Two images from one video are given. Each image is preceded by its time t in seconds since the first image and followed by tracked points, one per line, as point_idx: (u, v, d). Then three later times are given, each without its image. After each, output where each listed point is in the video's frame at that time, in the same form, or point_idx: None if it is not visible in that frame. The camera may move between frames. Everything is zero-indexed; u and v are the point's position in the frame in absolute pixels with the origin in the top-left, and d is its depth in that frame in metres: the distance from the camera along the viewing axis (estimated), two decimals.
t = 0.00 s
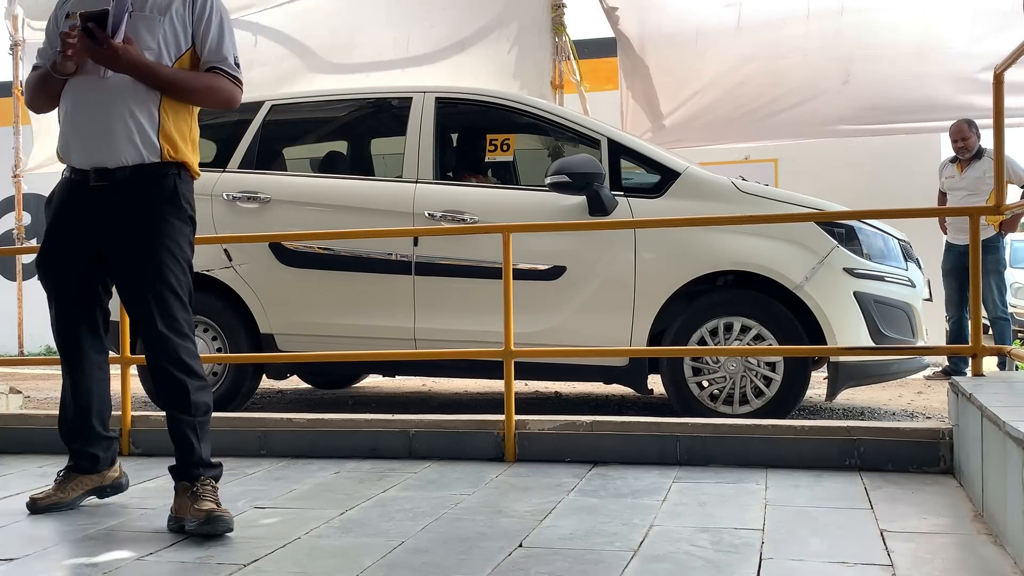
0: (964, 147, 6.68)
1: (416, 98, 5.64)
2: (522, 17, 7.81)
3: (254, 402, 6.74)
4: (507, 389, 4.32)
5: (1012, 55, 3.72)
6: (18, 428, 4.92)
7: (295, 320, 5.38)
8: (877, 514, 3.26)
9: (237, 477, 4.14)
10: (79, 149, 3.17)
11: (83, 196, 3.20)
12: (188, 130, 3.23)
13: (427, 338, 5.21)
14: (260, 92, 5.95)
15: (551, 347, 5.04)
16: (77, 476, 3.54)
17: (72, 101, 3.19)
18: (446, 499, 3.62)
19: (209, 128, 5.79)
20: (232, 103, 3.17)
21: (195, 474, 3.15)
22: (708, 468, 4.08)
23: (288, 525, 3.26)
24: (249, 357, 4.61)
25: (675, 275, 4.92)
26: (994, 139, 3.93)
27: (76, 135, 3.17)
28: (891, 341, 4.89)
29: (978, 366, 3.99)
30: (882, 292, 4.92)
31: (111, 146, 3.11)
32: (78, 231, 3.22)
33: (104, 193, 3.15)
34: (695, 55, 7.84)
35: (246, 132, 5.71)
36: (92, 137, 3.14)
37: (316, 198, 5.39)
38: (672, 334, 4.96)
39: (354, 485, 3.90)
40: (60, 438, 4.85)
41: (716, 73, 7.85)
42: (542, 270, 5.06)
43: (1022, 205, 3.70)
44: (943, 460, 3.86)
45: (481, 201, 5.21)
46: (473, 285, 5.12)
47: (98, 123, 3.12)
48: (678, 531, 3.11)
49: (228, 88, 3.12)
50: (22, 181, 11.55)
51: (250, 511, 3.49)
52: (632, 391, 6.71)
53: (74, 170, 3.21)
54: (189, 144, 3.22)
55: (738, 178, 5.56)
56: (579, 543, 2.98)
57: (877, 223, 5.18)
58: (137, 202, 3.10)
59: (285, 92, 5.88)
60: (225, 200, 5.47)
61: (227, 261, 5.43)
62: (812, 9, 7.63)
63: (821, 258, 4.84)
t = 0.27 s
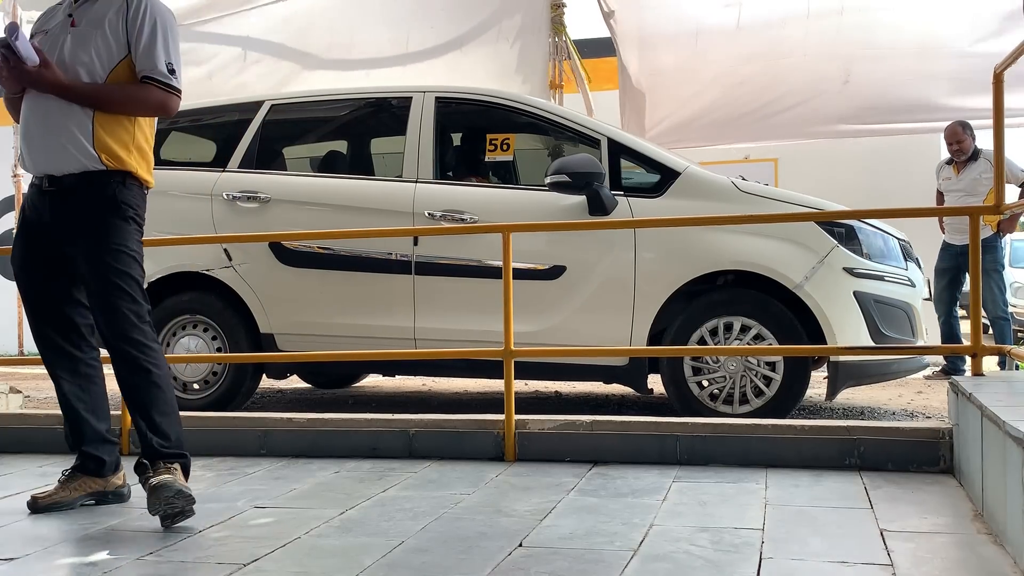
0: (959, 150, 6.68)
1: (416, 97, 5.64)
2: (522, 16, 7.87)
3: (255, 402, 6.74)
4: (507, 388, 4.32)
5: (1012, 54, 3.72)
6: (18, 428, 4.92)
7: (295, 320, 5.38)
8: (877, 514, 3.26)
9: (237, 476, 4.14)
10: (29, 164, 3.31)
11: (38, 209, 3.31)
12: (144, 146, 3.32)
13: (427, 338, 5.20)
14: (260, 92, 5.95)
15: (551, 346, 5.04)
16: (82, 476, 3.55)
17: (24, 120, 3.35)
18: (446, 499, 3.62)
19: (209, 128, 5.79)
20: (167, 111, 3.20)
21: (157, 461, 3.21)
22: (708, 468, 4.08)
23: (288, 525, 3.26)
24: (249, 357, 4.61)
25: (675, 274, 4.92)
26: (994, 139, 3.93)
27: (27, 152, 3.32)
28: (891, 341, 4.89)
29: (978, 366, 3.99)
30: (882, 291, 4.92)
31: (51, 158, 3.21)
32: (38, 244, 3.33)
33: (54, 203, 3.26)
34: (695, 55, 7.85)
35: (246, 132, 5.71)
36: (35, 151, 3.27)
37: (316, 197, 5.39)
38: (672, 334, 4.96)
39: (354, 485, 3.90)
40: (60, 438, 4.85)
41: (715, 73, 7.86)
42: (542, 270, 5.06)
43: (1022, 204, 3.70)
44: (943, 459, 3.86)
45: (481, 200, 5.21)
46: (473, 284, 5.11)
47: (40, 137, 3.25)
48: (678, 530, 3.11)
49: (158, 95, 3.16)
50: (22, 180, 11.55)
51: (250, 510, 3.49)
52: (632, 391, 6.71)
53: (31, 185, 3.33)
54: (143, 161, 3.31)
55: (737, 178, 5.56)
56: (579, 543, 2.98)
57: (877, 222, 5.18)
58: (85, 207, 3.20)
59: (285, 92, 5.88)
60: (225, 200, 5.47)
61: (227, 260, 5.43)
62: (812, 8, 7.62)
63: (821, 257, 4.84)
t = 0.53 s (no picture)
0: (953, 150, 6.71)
1: (416, 96, 5.64)
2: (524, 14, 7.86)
3: (255, 402, 6.73)
4: (507, 388, 4.33)
5: (1013, 54, 3.72)
6: (18, 428, 4.92)
7: (295, 319, 5.38)
8: (877, 513, 3.26)
9: (237, 476, 4.14)
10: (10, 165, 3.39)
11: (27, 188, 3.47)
12: (119, 141, 3.38)
13: (427, 337, 5.20)
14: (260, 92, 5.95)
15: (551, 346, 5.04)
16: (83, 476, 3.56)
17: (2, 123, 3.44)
18: (446, 498, 3.62)
19: (209, 128, 5.79)
20: (124, 96, 3.25)
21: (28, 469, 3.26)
22: (708, 467, 4.08)
23: (288, 524, 3.26)
24: (249, 356, 4.61)
25: (675, 274, 4.92)
26: (994, 138, 3.93)
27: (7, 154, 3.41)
28: (891, 340, 4.90)
29: (978, 365, 3.99)
30: (882, 291, 4.92)
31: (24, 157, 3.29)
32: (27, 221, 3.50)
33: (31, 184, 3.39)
34: (695, 55, 7.86)
35: (246, 132, 5.71)
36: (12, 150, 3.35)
37: (316, 196, 5.40)
38: (672, 333, 4.96)
39: (354, 484, 3.90)
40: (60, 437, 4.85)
41: (716, 72, 7.86)
42: (542, 269, 5.05)
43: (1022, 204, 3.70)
44: (943, 458, 3.86)
45: (481, 200, 5.21)
46: (473, 284, 5.11)
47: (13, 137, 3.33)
48: (678, 530, 3.11)
49: (113, 83, 3.21)
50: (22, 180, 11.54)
51: (250, 510, 3.49)
52: (632, 391, 6.72)
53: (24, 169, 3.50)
54: (118, 154, 3.36)
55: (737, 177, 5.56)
56: (578, 542, 2.98)
57: (877, 221, 5.17)
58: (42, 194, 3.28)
59: (285, 92, 5.88)
60: (224, 199, 5.48)
61: (227, 260, 5.43)
62: (813, 7, 7.62)
63: (821, 257, 4.83)
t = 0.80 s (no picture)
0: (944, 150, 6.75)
1: (416, 96, 5.64)
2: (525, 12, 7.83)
3: (255, 401, 6.74)
4: (507, 387, 4.33)
5: (1012, 53, 3.72)
6: (18, 427, 4.92)
7: (294, 318, 5.38)
8: (877, 513, 3.26)
9: (236, 475, 4.14)
10: None
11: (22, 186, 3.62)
12: (82, 140, 3.36)
13: (427, 337, 5.20)
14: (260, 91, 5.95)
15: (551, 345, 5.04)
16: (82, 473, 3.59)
17: None
18: (446, 498, 3.62)
19: (208, 127, 5.79)
20: (79, 95, 3.22)
21: None
22: (708, 467, 4.08)
23: (288, 524, 3.26)
24: (249, 355, 4.61)
25: (675, 273, 4.92)
26: (994, 138, 3.93)
27: None
28: (891, 340, 4.90)
29: (978, 365, 3.99)
30: (882, 291, 4.92)
31: None
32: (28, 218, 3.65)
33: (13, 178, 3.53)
34: (696, 54, 7.87)
35: (246, 131, 5.71)
36: None
37: (316, 196, 5.40)
38: (672, 333, 4.96)
39: (353, 484, 3.90)
40: (59, 436, 4.85)
41: (716, 71, 7.86)
42: (542, 269, 5.06)
43: (1021, 203, 3.71)
44: (943, 458, 3.86)
45: (481, 199, 5.21)
46: (473, 283, 5.11)
47: None
48: (678, 529, 3.11)
49: (67, 80, 3.19)
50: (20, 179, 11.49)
51: (250, 510, 3.49)
52: (632, 390, 6.72)
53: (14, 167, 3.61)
54: (79, 154, 3.34)
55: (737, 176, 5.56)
56: (579, 542, 2.98)
57: (877, 221, 5.17)
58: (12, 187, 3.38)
59: (285, 91, 5.88)
60: (224, 199, 5.48)
61: (227, 260, 5.43)
62: (813, 6, 7.62)
63: (821, 257, 4.83)
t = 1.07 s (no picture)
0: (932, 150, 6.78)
1: (416, 95, 5.64)
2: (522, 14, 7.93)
3: (255, 401, 6.74)
4: (507, 387, 4.33)
5: (1012, 53, 3.72)
6: (18, 427, 4.92)
7: (295, 319, 5.38)
8: (877, 513, 3.26)
9: (236, 475, 4.14)
10: None
11: None
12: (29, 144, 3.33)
13: (427, 337, 5.20)
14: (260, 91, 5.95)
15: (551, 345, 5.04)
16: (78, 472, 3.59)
17: None
18: (446, 498, 3.62)
19: (208, 127, 5.78)
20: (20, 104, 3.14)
21: None
22: (708, 467, 4.08)
23: (288, 524, 3.26)
24: (248, 355, 4.61)
25: (675, 273, 4.92)
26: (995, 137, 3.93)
27: None
28: (891, 340, 4.89)
29: (978, 365, 3.99)
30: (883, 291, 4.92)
31: None
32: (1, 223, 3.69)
33: None
34: (696, 53, 7.86)
35: (246, 131, 5.71)
36: None
37: (316, 196, 5.40)
38: (672, 333, 4.96)
39: (353, 484, 3.90)
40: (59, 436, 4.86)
41: (716, 71, 7.85)
42: (542, 269, 5.06)
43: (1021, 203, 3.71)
44: (943, 458, 3.86)
45: (481, 199, 5.21)
46: (473, 284, 5.11)
47: None
48: (678, 529, 3.11)
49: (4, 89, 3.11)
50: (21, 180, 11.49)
51: (250, 510, 3.49)
52: (632, 390, 6.72)
53: None
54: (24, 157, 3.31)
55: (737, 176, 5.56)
56: (579, 542, 2.98)
57: (877, 221, 5.17)
58: None
59: (285, 91, 5.87)
60: (224, 199, 5.49)
61: (227, 260, 5.43)
62: (813, 5, 7.61)
63: (821, 257, 4.84)
